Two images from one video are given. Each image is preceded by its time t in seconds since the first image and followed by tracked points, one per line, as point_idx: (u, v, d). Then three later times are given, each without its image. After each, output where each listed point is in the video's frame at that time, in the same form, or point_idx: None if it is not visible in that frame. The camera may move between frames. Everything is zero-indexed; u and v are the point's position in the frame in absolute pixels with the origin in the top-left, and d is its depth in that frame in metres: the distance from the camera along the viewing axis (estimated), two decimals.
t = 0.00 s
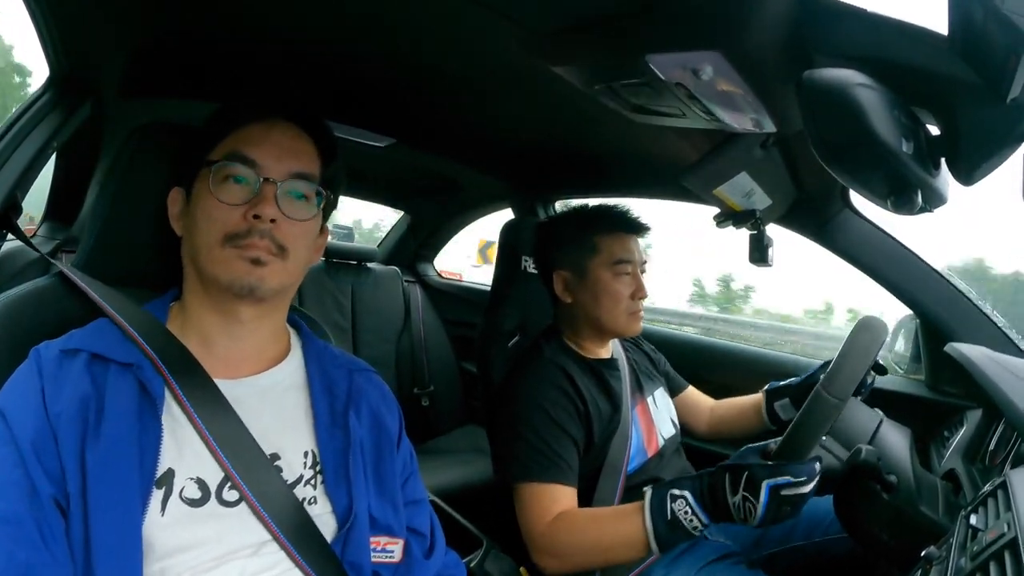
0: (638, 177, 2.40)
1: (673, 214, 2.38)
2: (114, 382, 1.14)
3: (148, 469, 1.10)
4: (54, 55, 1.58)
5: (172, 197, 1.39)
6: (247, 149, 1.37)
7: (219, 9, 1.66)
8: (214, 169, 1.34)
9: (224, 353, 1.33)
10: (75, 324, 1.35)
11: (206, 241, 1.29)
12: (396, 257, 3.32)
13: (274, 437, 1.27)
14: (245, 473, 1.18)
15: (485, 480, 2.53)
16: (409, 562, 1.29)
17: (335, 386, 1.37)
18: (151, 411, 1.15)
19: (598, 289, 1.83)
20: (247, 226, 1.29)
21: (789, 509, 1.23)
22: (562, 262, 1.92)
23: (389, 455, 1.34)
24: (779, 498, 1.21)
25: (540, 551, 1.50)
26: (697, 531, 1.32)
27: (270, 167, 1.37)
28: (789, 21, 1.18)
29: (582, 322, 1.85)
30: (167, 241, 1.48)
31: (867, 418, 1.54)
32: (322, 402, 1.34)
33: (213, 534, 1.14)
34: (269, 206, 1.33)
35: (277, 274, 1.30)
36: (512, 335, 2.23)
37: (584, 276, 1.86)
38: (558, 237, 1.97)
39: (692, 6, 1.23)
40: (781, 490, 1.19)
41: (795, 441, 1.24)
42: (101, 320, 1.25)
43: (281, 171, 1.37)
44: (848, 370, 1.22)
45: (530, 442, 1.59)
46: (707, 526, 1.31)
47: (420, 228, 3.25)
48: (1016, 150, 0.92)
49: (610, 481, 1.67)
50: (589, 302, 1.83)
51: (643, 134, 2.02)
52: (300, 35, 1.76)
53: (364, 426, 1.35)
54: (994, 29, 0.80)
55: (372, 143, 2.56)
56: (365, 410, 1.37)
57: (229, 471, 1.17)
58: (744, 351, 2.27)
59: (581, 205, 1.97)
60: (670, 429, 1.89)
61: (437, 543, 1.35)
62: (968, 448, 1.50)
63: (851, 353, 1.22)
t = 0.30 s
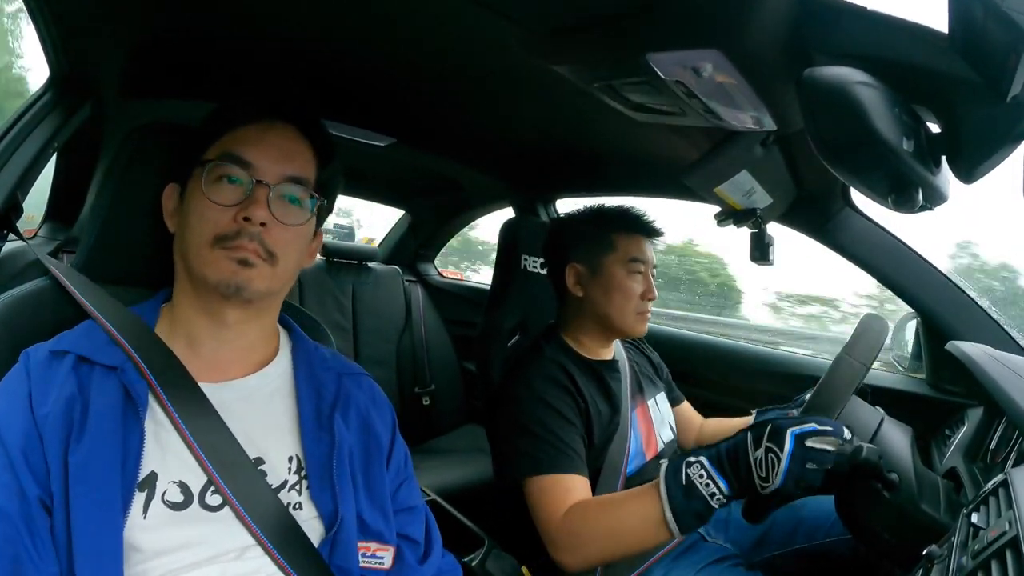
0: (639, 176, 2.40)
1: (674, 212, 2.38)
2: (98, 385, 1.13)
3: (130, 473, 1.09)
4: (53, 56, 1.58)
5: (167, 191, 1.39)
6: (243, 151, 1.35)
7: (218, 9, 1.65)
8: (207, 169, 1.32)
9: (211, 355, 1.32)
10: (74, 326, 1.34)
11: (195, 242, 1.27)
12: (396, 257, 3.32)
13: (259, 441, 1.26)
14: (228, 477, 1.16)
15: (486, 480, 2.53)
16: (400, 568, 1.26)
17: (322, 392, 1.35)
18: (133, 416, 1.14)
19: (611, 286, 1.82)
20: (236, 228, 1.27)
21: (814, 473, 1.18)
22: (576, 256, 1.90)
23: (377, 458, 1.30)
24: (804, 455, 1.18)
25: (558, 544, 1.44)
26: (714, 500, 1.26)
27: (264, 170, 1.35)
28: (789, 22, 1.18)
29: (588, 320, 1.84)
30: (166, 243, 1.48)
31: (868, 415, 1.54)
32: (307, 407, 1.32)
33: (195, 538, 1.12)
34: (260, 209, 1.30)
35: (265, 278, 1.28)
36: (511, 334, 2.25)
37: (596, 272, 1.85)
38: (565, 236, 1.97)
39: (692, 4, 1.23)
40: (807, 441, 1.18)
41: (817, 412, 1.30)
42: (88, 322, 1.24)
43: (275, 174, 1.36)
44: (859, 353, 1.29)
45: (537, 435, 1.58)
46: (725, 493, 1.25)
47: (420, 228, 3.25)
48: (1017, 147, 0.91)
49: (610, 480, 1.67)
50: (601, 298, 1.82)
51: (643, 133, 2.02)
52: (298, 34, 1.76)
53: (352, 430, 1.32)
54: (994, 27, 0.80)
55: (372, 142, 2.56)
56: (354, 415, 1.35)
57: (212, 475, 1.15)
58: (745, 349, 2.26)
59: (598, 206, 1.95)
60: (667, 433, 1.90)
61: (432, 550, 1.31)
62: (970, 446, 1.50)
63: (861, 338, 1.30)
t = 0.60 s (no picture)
0: (639, 175, 2.41)
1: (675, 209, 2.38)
2: (70, 386, 1.05)
3: (103, 476, 1.02)
4: (54, 56, 1.58)
5: (146, 177, 1.36)
6: (221, 143, 1.27)
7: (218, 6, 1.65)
8: (184, 159, 1.23)
9: (180, 355, 1.21)
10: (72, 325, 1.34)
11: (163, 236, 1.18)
12: (396, 255, 3.32)
13: (232, 439, 1.18)
14: (204, 477, 1.08)
15: (487, 478, 2.53)
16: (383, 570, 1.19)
17: (294, 387, 1.27)
18: (108, 417, 1.06)
19: (613, 281, 1.81)
20: (206, 224, 1.17)
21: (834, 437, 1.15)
22: (579, 252, 1.91)
23: (353, 455, 1.24)
24: (824, 416, 1.16)
25: (577, 531, 1.41)
26: (732, 463, 1.22)
27: (241, 165, 1.26)
28: (790, 17, 1.18)
29: (591, 315, 1.84)
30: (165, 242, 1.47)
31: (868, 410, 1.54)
32: (281, 405, 1.24)
33: (173, 542, 1.05)
34: (232, 206, 1.21)
35: (233, 280, 1.18)
36: (511, 332, 2.26)
37: (601, 266, 1.85)
38: (568, 233, 1.97)
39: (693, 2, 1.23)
40: (828, 401, 1.16)
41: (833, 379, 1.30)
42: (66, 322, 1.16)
43: (252, 171, 1.27)
44: (865, 339, 1.31)
45: (546, 425, 1.59)
46: (743, 456, 1.21)
47: (421, 226, 3.25)
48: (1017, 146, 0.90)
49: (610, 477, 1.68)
50: (603, 293, 1.82)
51: (644, 130, 2.02)
52: (297, 32, 1.76)
53: (325, 429, 1.26)
54: (993, 26, 0.80)
55: (373, 141, 2.55)
56: (327, 412, 1.28)
57: (188, 475, 1.08)
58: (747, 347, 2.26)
59: (597, 203, 1.97)
60: (668, 433, 1.89)
61: (419, 553, 1.24)
62: (971, 443, 1.50)
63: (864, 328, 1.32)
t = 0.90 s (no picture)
0: (640, 176, 2.41)
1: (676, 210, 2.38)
2: (51, 386, 1.05)
3: (84, 475, 1.01)
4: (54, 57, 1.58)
5: (111, 174, 1.23)
6: (184, 139, 1.20)
7: (217, 8, 1.65)
8: (151, 161, 1.17)
9: (161, 354, 1.20)
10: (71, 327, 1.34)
11: (133, 239, 1.13)
12: (397, 256, 3.32)
13: (213, 437, 1.16)
14: (186, 477, 1.07)
15: (488, 479, 2.53)
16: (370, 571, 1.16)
17: (275, 386, 1.25)
18: (89, 417, 1.06)
19: (613, 279, 1.81)
20: (177, 227, 1.12)
21: (851, 411, 1.18)
22: (578, 250, 1.91)
23: (336, 454, 1.22)
24: (842, 389, 1.19)
25: (590, 518, 1.40)
26: (747, 440, 1.21)
27: (207, 161, 1.19)
28: (791, 16, 1.18)
29: (591, 312, 1.84)
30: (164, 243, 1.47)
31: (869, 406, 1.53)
32: (260, 404, 1.21)
33: (155, 542, 1.04)
34: (203, 206, 1.15)
35: (209, 280, 1.15)
36: (511, 333, 2.28)
37: (601, 262, 1.85)
38: (568, 231, 1.97)
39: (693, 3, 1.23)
40: (845, 374, 1.19)
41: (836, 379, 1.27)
42: (50, 324, 1.16)
43: (219, 166, 1.20)
44: (869, 335, 1.30)
45: (550, 417, 1.59)
46: (759, 433, 1.21)
47: (422, 227, 3.26)
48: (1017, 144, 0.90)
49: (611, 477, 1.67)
50: (604, 290, 1.82)
51: (644, 131, 2.02)
52: (297, 34, 1.76)
53: (309, 428, 1.24)
54: (994, 24, 0.80)
55: (373, 142, 2.56)
56: (310, 411, 1.26)
57: (169, 474, 1.07)
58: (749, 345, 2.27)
59: (599, 201, 1.98)
60: (668, 435, 1.89)
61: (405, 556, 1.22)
62: (972, 444, 1.50)
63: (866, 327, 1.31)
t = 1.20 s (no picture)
0: (641, 175, 2.41)
1: (677, 209, 2.38)
2: (34, 388, 1.05)
3: (67, 475, 1.01)
4: (53, 57, 1.58)
5: (87, 170, 1.23)
6: (156, 137, 1.19)
7: (217, 8, 1.65)
8: (124, 160, 1.17)
9: (147, 351, 1.20)
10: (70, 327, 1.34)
11: (112, 238, 1.13)
12: (398, 256, 3.32)
13: (198, 433, 1.16)
14: (171, 475, 1.07)
15: (490, 478, 2.54)
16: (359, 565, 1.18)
17: (259, 379, 1.24)
18: (73, 417, 1.06)
19: (604, 276, 1.82)
20: (153, 225, 1.11)
21: (850, 416, 1.16)
22: (566, 252, 1.91)
23: (324, 448, 1.22)
24: (839, 396, 1.17)
25: (587, 521, 1.40)
26: (744, 445, 1.22)
27: (180, 158, 1.19)
28: (792, 14, 1.18)
29: (588, 309, 1.84)
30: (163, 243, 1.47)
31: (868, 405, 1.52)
32: (245, 399, 1.21)
33: (141, 541, 1.04)
34: (178, 203, 1.15)
35: (190, 276, 1.14)
36: (511, 333, 2.27)
37: (590, 261, 1.85)
38: (563, 229, 1.98)
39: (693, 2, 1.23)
40: (842, 379, 1.18)
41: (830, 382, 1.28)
42: (38, 325, 1.16)
43: (192, 161, 1.20)
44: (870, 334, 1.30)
45: (548, 418, 1.59)
46: (756, 438, 1.22)
47: (423, 226, 3.26)
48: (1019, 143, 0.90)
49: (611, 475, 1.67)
50: (596, 288, 1.82)
51: (645, 131, 2.02)
52: (297, 33, 1.76)
53: (297, 422, 1.24)
54: (995, 25, 0.80)
55: (374, 142, 2.56)
56: (297, 401, 1.25)
57: (153, 472, 1.07)
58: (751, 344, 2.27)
59: (585, 199, 1.98)
60: (668, 433, 1.89)
61: (393, 550, 1.22)
62: (973, 442, 1.50)
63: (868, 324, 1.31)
